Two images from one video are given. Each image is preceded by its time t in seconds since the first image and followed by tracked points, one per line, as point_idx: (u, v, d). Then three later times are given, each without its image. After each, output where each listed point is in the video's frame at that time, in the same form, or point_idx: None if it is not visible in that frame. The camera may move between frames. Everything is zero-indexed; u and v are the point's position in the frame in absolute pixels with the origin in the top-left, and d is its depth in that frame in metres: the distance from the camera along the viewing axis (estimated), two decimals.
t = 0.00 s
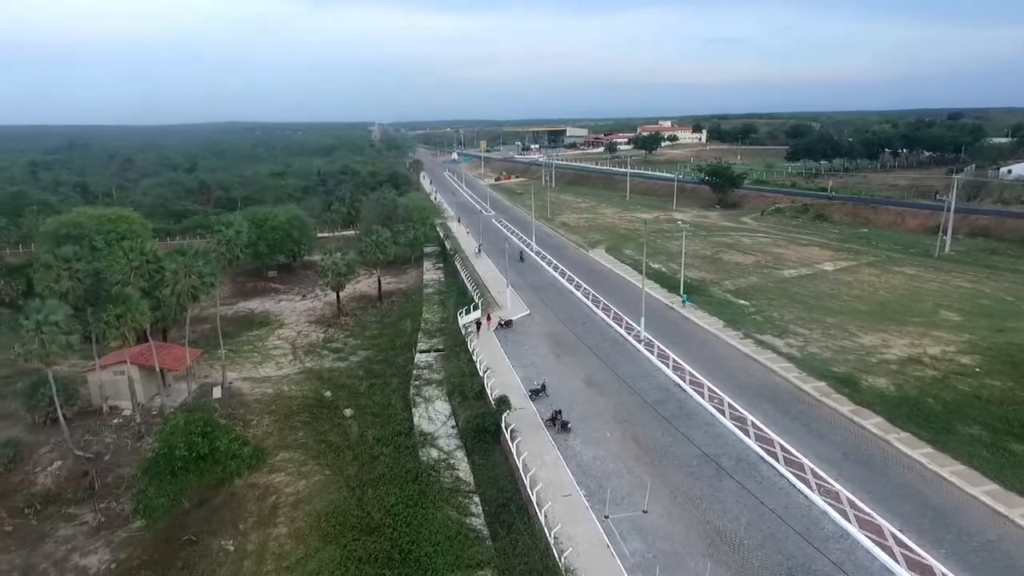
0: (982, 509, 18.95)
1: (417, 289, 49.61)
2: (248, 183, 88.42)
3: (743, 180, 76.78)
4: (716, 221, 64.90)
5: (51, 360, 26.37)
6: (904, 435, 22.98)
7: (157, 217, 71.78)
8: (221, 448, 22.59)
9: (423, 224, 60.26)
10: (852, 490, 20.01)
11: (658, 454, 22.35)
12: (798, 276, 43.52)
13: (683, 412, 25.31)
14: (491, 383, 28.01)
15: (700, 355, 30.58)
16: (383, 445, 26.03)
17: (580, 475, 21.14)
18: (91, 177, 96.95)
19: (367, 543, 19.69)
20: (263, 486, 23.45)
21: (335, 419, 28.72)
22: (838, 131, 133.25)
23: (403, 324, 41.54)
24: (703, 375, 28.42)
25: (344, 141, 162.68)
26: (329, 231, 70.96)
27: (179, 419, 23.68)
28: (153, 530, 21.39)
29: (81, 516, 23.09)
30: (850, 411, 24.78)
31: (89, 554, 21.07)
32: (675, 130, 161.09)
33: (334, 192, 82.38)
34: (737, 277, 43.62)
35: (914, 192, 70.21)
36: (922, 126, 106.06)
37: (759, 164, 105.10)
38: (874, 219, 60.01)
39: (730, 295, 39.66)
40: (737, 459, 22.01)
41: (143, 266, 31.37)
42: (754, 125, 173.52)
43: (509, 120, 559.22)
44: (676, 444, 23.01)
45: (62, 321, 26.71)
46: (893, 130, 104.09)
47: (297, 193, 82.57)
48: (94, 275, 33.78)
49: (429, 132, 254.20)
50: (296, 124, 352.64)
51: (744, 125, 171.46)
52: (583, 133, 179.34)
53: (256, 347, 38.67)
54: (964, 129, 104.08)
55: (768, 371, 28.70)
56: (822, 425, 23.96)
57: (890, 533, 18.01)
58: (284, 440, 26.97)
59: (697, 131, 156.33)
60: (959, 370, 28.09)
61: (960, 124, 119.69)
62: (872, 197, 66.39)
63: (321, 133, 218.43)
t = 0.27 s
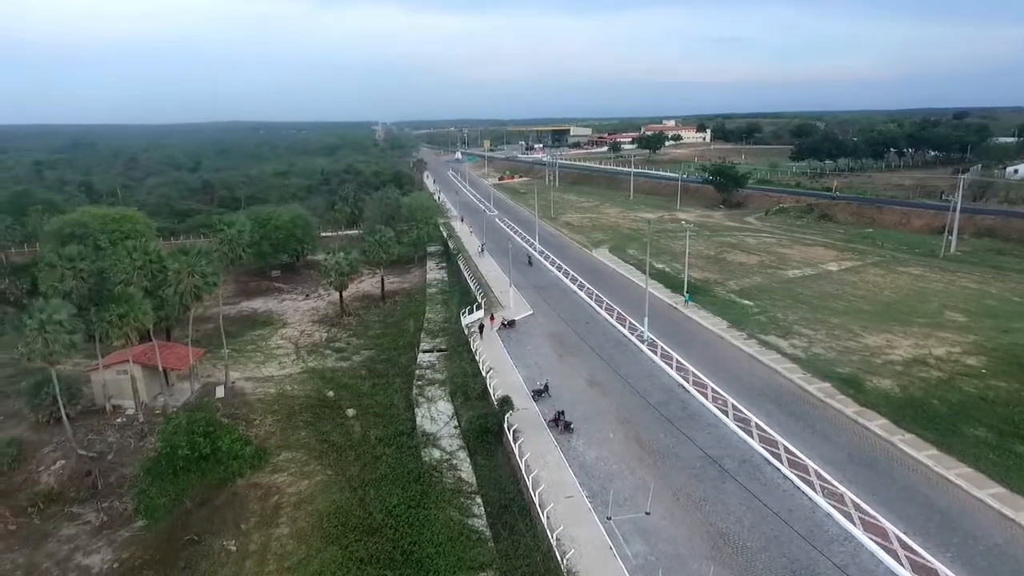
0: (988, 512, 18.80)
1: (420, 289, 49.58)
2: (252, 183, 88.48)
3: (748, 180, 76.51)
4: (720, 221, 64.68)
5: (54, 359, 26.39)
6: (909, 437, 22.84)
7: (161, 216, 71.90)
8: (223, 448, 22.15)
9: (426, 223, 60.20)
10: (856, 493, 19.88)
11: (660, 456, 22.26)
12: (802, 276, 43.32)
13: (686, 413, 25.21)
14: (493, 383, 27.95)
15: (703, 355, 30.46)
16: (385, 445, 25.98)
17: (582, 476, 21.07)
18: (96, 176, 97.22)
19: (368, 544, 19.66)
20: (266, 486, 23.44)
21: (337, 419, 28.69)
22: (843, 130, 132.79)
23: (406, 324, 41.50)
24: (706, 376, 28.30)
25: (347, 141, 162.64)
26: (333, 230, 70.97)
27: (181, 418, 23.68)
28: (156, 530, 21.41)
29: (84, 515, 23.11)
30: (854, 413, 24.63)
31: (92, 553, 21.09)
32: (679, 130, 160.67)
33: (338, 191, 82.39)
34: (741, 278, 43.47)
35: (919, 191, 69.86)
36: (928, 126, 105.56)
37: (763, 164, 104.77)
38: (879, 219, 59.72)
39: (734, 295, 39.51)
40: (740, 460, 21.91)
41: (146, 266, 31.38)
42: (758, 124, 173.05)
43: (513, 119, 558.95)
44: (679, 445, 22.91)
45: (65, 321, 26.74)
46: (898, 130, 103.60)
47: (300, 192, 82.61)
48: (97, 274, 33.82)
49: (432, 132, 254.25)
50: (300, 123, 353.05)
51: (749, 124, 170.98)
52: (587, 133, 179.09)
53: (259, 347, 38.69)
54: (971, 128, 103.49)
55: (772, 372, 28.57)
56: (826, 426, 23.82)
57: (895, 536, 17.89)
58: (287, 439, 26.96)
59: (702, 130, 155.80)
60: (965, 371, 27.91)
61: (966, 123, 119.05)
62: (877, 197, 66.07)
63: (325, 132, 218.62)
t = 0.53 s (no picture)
0: (992, 515, 18.66)
1: (422, 288, 49.53)
2: (254, 183, 88.57)
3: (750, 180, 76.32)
4: (723, 221, 64.52)
5: (55, 359, 26.39)
6: (913, 439, 22.71)
7: (164, 216, 71.96)
8: (223, 448, 22.10)
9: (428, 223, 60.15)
10: (859, 494, 19.76)
11: (662, 456, 22.17)
12: (805, 276, 43.16)
13: (688, 414, 25.11)
14: (495, 383, 27.89)
15: (705, 356, 30.37)
16: (386, 446, 25.92)
17: (584, 477, 20.98)
18: (99, 176, 97.47)
19: (369, 544, 19.60)
20: (266, 486, 23.39)
21: (338, 419, 28.64)
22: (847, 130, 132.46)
23: (407, 324, 41.44)
24: (708, 376, 28.20)
25: (350, 141, 162.75)
26: (335, 230, 70.97)
27: (182, 419, 23.66)
28: (156, 530, 21.39)
29: (85, 515, 23.09)
30: (857, 414, 24.49)
31: (92, 553, 21.06)
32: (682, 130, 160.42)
33: (340, 191, 82.36)
34: (744, 278, 43.35)
35: (923, 191, 69.58)
36: (932, 125, 105.20)
37: (766, 164, 104.49)
38: (883, 219, 59.51)
39: (736, 295, 39.39)
40: (742, 461, 21.82)
41: (147, 266, 31.36)
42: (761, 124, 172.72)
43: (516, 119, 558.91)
44: (681, 446, 22.82)
45: (66, 321, 26.73)
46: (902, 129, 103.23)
47: (302, 192, 82.64)
48: (98, 274, 33.82)
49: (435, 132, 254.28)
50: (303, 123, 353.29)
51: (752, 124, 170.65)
52: (590, 133, 178.90)
53: (260, 346, 38.69)
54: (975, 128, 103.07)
55: (775, 372, 28.45)
56: (829, 427, 23.70)
57: (898, 538, 17.78)
58: (288, 439, 26.93)
59: (704, 129, 155.49)
60: (969, 372, 27.76)
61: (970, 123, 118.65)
62: (881, 197, 65.82)
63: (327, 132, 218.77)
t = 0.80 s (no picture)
0: (995, 516, 18.55)
1: (423, 288, 49.47)
2: (256, 182, 88.61)
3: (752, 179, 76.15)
4: (725, 221, 64.37)
5: (55, 359, 26.34)
6: (916, 440, 22.57)
7: (165, 216, 71.96)
8: (222, 448, 22.04)
9: (430, 222, 60.05)
10: (861, 496, 19.66)
11: (663, 457, 22.06)
12: (807, 276, 43.02)
13: (690, 415, 25.01)
14: (496, 383, 27.82)
15: (707, 356, 30.26)
16: (387, 446, 25.85)
17: (584, 477, 20.89)
18: (101, 175, 97.63)
19: (368, 545, 19.53)
20: (267, 487, 23.33)
21: (339, 419, 28.58)
22: (849, 130, 132.17)
23: (408, 324, 41.38)
24: (709, 376, 28.11)
25: (352, 140, 163.07)
26: (336, 229, 70.91)
27: (182, 419, 23.61)
28: (157, 530, 21.36)
29: (85, 515, 23.04)
30: (860, 415, 24.36)
31: (92, 554, 21.01)
32: (684, 130, 160.18)
33: (341, 191, 82.32)
34: (746, 278, 43.23)
35: (926, 191, 69.36)
36: (935, 125, 104.88)
37: (768, 164, 104.24)
38: (885, 219, 59.32)
39: (738, 295, 39.28)
40: (744, 462, 21.71)
41: (147, 266, 31.30)
42: (763, 124, 172.49)
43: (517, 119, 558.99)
44: (682, 447, 22.71)
45: (66, 321, 26.68)
46: (904, 129, 102.88)
47: (304, 192, 82.63)
48: (99, 274, 33.78)
49: (436, 131, 254.42)
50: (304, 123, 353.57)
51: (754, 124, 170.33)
52: (592, 132, 178.80)
53: (261, 346, 38.63)
54: (978, 128, 102.77)
55: (776, 373, 28.34)
56: (831, 428, 23.60)
57: (901, 540, 17.67)
58: (288, 440, 26.88)
59: (706, 129, 155.23)
60: (972, 373, 27.64)
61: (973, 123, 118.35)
62: (883, 197, 65.64)
63: (329, 133, 219.04)
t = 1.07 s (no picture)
0: (998, 518, 18.45)
1: (423, 288, 49.39)
2: (256, 181, 88.60)
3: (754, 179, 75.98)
4: (726, 221, 64.23)
5: (55, 359, 26.30)
6: (918, 441, 22.48)
7: (165, 215, 71.93)
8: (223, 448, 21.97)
9: (430, 222, 59.94)
10: (864, 497, 19.57)
11: (664, 458, 21.98)
12: (809, 276, 42.90)
13: (691, 415, 24.93)
14: (496, 383, 27.75)
15: (708, 356, 30.16)
16: (387, 446, 25.78)
17: (585, 478, 20.80)
18: (102, 174, 97.73)
19: (368, 546, 19.47)
20: (267, 487, 23.27)
21: (339, 419, 28.52)
22: (850, 129, 131.91)
23: (409, 323, 41.31)
24: (711, 377, 28.02)
25: (353, 140, 163.00)
26: (337, 229, 70.81)
27: (182, 419, 23.53)
28: (156, 530, 21.29)
29: (85, 515, 22.99)
30: (861, 415, 24.26)
31: (92, 554, 20.96)
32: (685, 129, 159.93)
33: (342, 190, 82.23)
34: (747, 277, 43.12)
35: (928, 191, 69.17)
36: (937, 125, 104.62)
37: (770, 163, 104.05)
38: (887, 218, 59.17)
39: (739, 295, 39.18)
40: (746, 463, 21.62)
41: (147, 266, 31.27)
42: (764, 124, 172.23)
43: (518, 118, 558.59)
44: (683, 447, 22.62)
45: (67, 320, 26.64)
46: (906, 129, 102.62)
47: (305, 191, 82.55)
48: (99, 273, 33.74)
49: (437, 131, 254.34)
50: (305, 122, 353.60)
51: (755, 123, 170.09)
52: (593, 131, 178.57)
53: (261, 346, 38.56)
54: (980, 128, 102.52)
55: (778, 373, 28.25)
56: (833, 429, 23.52)
57: (903, 541, 17.57)
58: (288, 440, 26.81)
59: (707, 128, 155.02)
60: (974, 373, 27.52)
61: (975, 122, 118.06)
62: (885, 197, 65.47)
63: (330, 132, 219.01)
